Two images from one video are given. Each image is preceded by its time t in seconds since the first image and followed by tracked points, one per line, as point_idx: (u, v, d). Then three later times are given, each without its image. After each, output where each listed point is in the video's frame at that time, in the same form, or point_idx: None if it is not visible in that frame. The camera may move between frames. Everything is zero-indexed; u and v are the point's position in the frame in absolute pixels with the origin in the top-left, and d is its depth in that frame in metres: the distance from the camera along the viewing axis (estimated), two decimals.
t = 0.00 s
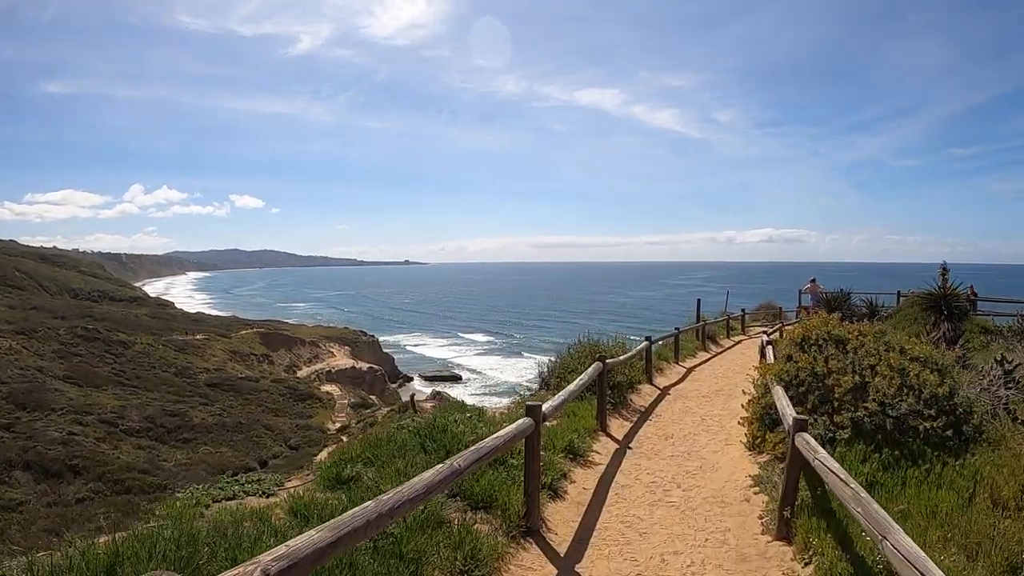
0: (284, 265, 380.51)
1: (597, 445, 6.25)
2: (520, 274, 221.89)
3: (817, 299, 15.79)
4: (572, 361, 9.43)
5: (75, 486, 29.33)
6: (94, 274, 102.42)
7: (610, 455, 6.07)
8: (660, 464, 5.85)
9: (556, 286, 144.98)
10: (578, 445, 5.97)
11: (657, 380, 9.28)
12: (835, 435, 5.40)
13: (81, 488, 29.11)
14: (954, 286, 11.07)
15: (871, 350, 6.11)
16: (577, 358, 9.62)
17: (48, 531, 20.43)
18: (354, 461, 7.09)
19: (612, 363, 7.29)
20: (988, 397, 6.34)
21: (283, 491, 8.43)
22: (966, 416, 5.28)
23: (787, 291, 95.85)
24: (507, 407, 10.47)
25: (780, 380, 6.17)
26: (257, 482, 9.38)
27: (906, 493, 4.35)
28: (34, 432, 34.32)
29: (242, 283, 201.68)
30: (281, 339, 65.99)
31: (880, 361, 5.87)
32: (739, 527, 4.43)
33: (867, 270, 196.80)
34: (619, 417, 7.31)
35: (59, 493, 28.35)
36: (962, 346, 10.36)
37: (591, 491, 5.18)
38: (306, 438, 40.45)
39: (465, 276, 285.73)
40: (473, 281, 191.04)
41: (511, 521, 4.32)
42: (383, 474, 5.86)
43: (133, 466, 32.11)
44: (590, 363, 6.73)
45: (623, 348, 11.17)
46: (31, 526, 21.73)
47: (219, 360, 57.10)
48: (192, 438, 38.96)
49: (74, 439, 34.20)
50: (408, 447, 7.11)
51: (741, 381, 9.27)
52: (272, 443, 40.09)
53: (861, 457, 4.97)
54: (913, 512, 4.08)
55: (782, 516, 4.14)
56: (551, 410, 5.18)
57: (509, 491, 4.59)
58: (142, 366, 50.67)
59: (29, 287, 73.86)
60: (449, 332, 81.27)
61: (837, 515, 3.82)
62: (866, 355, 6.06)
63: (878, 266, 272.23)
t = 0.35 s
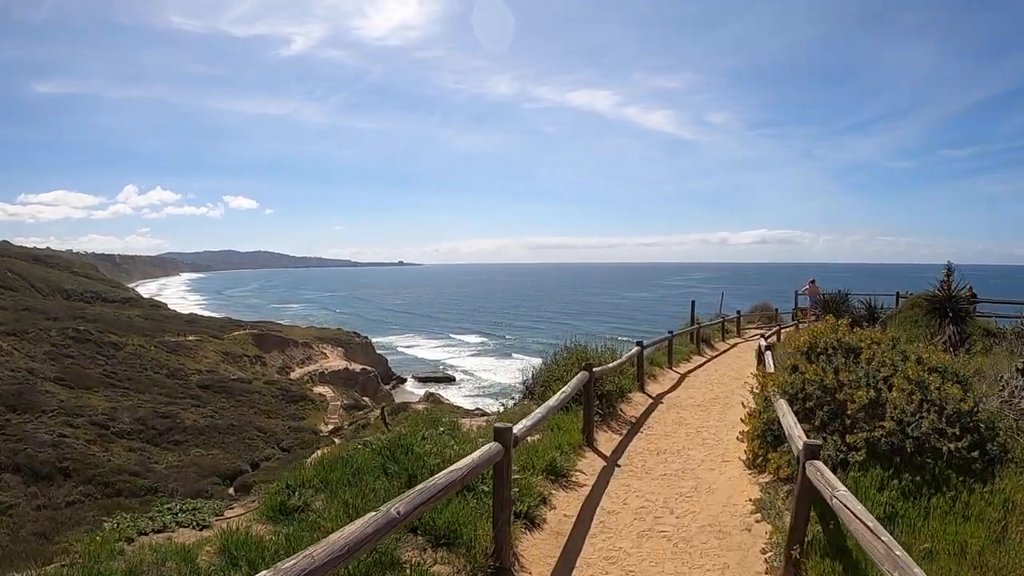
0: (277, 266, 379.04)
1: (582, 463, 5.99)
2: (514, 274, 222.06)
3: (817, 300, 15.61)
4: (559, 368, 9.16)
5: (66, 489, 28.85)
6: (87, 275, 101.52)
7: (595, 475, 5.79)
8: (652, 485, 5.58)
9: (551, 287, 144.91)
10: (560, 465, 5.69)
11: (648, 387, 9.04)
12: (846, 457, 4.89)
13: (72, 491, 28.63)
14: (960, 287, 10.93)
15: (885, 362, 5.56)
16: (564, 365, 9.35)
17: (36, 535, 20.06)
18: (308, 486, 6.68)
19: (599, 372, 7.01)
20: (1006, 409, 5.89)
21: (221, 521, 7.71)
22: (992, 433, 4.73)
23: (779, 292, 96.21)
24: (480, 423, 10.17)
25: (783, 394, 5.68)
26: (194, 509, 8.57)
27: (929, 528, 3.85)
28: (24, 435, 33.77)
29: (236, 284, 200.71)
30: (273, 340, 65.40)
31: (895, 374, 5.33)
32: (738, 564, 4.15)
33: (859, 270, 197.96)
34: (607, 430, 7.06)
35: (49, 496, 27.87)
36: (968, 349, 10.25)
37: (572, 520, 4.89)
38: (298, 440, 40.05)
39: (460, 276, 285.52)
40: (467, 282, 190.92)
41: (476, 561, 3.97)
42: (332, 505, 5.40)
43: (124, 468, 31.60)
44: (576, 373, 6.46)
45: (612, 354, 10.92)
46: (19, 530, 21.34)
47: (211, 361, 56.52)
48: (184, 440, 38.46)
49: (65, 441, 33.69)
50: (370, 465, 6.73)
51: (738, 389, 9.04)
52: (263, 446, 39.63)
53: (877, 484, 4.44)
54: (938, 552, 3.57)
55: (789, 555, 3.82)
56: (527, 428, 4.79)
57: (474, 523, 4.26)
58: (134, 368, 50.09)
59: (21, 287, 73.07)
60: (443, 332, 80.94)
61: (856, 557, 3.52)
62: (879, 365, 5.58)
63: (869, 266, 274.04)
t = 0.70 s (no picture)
0: (264, 268, 375.98)
1: (565, 476, 5.70)
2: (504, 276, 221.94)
3: (811, 298, 15.51)
4: (542, 371, 8.87)
5: (49, 494, 28.17)
6: (71, 277, 99.90)
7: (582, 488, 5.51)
8: (644, 500, 5.25)
9: (540, 288, 144.81)
10: (543, 478, 5.41)
11: (638, 389, 8.82)
12: (868, 471, 4.60)
13: (56, 496, 27.99)
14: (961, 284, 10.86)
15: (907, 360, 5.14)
16: (547, 367, 9.08)
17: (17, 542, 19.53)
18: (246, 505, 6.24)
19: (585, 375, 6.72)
20: None
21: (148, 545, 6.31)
22: None
23: (766, 293, 96.80)
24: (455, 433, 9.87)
25: (792, 397, 5.36)
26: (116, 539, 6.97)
27: (964, 555, 3.61)
28: (8, 438, 32.99)
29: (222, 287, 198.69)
30: (260, 343, 64.58)
31: (921, 372, 4.94)
32: None
33: (844, 271, 199.88)
34: (594, 437, 6.77)
35: (32, 502, 27.20)
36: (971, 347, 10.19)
37: (552, 544, 4.50)
38: (286, 443, 39.53)
39: (449, 278, 284.78)
40: (456, 283, 190.44)
41: None
42: (268, 529, 4.99)
43: (109, 473, 30.94)
44: (559, 376, 6.18)
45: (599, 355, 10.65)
46: None
47: (198, 364, 55.69)
48: (169, 443, 37.76)
49: (50, 445, 32.95)
50: (321, 481, 6.23)
51: (732, 391, 8.82)
52: (251, 450, 39.00)
53: (906, 502, 4.22)
54: None
55: None
56: (499, 439, 4.44)
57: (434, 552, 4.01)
58: (119, 371, 49.22)
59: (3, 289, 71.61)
60: (432, 334, 80.44)
61: None
62: (897, 362, 5.15)
63: (854, 267, 277.04)
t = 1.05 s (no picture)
0: (260, 269, 375.22)
1: (548, 511, 5.21)
2: (501, 277, 222.46)
3: (812, 302, 15.31)
4: (531, 387, 8.57)
5: (41, 497, 27.72)
6: (68, 278, 99.31)
7: (567, 523, 5.04)
8: (638, 540, 4.68)
9: (536, 289, 145.20)
10: (524, 516, 4.92)
11: (633, 405, 8.53)
12: (902, 521, 3.73)
13: (48, 499, 27.55)
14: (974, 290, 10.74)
15: (942, 385, 4.15)
16: (535, 383, 8.81)
17: (11, 545, 19.26)
18: (180, 556, 4.64)
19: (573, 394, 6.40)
20: None
21: None
22: None
23: (762, 294, 97.05)
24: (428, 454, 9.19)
25: (806, 430, 4.47)
26: None
27: None
28: None
29: (218, 288, 198.21)
30: (255, 344, 64.07)
31: (961, 403, 3.93)
32: None
33: (839, 272, 200.90)
34: (584, 461, 6.44)
35: (23, 505, 26.76)
36: (983, 357, 10.04)
37: None
38: (280, 445, 39.14)
39: (446, 278, 284.91)
40: (452, 284, 190.59)
41: None
42: None
43: (101, 475, 30.47)
44: (544, 397, 5.83)
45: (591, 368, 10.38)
46: None
47: (192, 365, 55.18)
48: (163, 446, 37.32)
49: (42, 447, 32.45)
50: (273, 515, 4.89)
51: (732, 405, 8.54)
52: (244, 452, 38.53)
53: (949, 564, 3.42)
54: None
55: None
56: (463, 487, 3.97)
57: None
58: (112, 372, 48.70)
59: None
60: (428, 335, 80.14)
61: None
62: (935, 385, 4.12)
63: (849, 268, 278.37)
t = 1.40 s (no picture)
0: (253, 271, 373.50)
1: (512, 531, 4.73)
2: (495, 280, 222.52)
3: (807, 301, 15.11)
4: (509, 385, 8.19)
5: (30, 499, 27.15)
6: (60, 280, 98.19)
7: (538, 543, 4.61)
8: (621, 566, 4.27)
9: (530, 292, 145.40)
10: (485, 536, 4.46)
11: (620, 408, 8.24)
12: (941, 544, 3.32)
13: (36, 501, 26.98)
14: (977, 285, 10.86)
15: (977, 387, 3.82)
16: (510, 384, 8.37)
17: None
18: None
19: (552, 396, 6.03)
20: None
21: None
22: None
23: (754, 297, 97.43)
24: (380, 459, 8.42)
25: (816, 438, 4.10)
26: None
27: None
28: None
29: (211, 290, 196.88)
30: (246, 346, 63.33)
31: (1005, 412, 3.58)
32: None
33: (831, 276, 202.19)
34: (564, 470, 6.10)
35: (11, 507, 26.20)
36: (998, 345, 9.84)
37: None
38: (272, 447, 38.70)
39: (440, 281, 284.46)
40: (446, 287, 190.39)
41: None
42: None
43: (90, 478, 29.91)
44: (518, 398, 5.44)
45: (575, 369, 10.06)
46: None
47: (183, 368, 54.47)
48: (153, 448, 36.80)
49: (30, 450, 31.82)
50: (189, 537, 4.21)
51: (727, 407, 8.29)
52: (235, 454, 38.01)
53: None
54: None
55: None
56: (390, 508, 3.38)
57: None
58: (103, 374, 48.03)
59: None
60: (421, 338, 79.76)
61: None
62: (963, 385, 3.75)
63: (841, 271, 280.01)
